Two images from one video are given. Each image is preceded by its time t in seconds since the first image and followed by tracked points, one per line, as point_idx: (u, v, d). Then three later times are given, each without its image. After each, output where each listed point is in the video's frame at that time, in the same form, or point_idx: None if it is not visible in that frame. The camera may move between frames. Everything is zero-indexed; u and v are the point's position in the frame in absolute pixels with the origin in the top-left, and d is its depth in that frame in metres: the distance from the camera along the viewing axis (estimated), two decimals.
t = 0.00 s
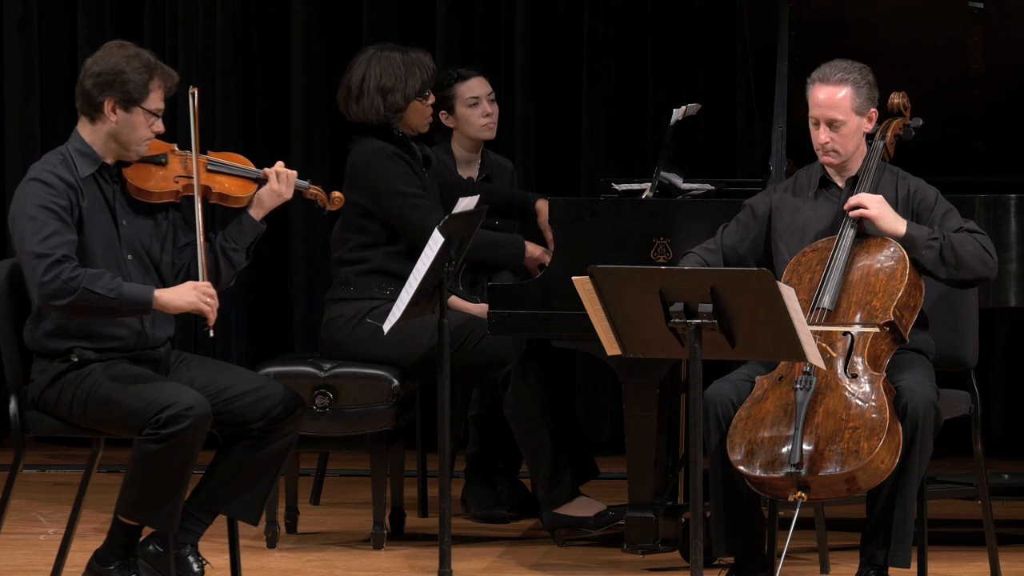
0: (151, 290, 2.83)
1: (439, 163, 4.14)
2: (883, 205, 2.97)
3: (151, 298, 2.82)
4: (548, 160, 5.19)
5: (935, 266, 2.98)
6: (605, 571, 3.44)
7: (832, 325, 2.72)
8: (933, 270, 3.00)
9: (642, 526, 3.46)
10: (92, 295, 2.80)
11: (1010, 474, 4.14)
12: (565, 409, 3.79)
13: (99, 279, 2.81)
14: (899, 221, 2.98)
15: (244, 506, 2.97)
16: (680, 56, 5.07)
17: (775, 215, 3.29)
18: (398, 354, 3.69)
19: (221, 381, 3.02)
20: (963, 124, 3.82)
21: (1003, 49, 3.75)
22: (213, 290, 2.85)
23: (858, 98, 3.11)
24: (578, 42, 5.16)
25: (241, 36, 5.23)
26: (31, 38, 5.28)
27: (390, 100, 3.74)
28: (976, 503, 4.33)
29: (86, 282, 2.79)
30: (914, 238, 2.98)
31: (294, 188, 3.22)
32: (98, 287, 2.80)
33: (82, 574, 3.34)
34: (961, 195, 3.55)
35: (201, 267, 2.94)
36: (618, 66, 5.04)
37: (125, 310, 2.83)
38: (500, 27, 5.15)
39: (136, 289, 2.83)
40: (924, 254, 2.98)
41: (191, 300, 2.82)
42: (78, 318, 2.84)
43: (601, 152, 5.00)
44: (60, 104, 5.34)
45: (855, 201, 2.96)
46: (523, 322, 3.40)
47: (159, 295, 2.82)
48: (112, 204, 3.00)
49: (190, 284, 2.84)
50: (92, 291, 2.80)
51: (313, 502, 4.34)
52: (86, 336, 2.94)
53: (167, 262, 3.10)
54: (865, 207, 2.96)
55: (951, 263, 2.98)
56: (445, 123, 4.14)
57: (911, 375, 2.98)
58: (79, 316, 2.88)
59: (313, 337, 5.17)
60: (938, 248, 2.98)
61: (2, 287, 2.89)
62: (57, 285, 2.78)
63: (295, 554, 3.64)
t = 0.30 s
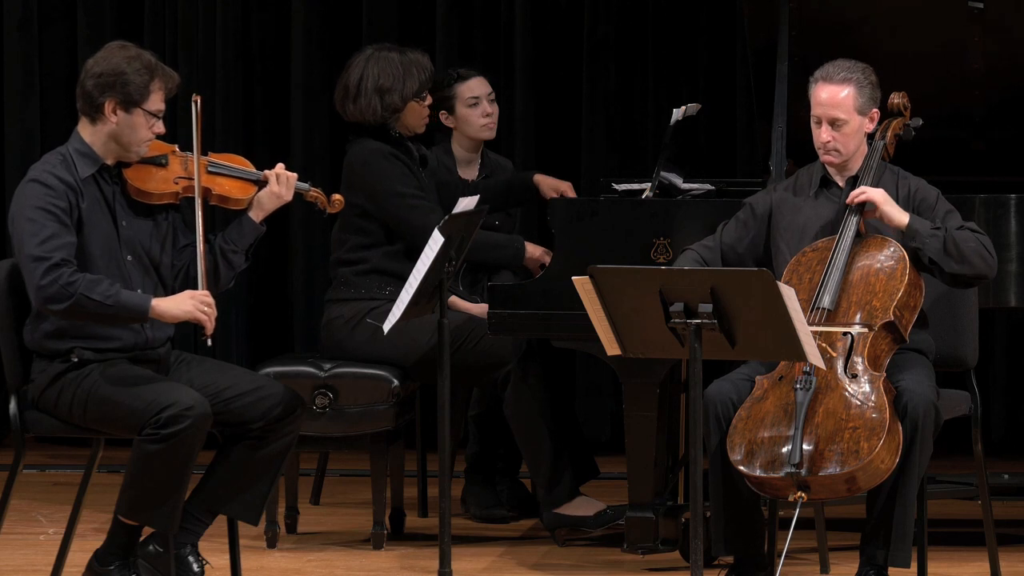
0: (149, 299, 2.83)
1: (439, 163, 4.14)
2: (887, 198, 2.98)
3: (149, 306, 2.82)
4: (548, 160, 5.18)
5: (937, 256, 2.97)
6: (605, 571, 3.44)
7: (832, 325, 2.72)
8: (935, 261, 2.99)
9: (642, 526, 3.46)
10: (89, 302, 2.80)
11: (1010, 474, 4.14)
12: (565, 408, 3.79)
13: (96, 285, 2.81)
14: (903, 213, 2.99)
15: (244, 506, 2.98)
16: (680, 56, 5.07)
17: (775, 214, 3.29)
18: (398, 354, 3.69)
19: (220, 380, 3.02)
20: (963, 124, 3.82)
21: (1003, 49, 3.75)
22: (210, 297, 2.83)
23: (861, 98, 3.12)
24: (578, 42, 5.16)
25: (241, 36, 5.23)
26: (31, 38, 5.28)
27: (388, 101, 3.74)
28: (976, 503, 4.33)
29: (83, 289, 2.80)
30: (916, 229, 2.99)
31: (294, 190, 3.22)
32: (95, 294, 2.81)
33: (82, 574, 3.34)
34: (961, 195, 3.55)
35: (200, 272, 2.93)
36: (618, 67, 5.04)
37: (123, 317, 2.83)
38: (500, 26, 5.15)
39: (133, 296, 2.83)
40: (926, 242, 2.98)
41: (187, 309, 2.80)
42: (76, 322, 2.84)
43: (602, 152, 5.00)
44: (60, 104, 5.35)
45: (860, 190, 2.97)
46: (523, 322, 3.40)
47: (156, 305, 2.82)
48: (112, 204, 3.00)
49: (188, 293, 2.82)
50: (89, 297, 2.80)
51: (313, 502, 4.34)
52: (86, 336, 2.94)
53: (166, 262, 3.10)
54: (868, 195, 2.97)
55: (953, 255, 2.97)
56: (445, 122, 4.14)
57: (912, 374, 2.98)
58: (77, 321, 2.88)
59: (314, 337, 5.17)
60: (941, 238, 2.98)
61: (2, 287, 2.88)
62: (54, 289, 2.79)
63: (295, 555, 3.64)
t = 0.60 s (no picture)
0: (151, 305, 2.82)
1: (438, 163, 4.13)
2: (886, 204, 2.95)
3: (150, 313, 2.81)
4: (548, 160, 5.18)
5: (936, 264, 2.98)
6: (605, 572, 3.44)
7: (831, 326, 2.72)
8: (934, 269, 2.99)
9: (642, 526, 3.46)
10: (90, 306, 2.79)
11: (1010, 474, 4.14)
12: (565, 408, 3.78)
13: (97, 290, 2.81)
14: (902, 219, 2.97)
15: (244, 506, 2.98)
16: (680, 57, 5.07)
17: (776, 213, 3.29)
18: (398, 354, 3.69)
19: (221, 380, 3.02)
20: (963, 124, 3.81)
21: (1003, 49, 3.76)
22: (212, 301, 2.82)
23: (866, 98, 3.11)
24: (578, 42, 5.16)
25: (241, 36, 5.23)
26: (31, 38, 5.28)
27: (386, 101, 3.75)
28: (976, 503, 4.33)
29: (84, 293, 2.79)
30: (915, 238, 2.98)
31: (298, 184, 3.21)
32: (96, 298, 2.80)
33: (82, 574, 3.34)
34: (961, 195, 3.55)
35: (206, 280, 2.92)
36: (618, 67, 5.04)
37: (126, 322, 2.82)
38: (500, 26, 5.15)
39: (134, 302, 2.82)
40: (925, 252, 2.98)
41: (189, 313, 2.79)
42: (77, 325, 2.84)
43: (602, 152, 5.00)
44: (60, 104, 5.35)
45: (858, 198, 2.93)
46: (523, 322, 3.40)
47: (157, 313, 2.81)
48: (113, 203, 3.00)
49: (189, 298, 2.81)
50: (89, 301, 2.80)
51: (313, 502, 4.34)
52: (87, 335, 2.94)
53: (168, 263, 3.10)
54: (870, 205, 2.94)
55: (952, 260, 2.97)
56: (445, 122, 4.14)
57: (912, 375, 2.97)
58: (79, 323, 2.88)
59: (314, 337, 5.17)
60: (939, 246, 2.97)
61: (3, 287, 2.88)
62: (55, 292, 2.79)
63: (295, 555, 3.64)
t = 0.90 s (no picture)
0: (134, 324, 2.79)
1: (439, 163, 4.12)
2: (890, 205, 2.95)
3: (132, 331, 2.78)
4: (548, 160, 5.18)
5: (941, 264, 2.98)
6: (605, 572, 3.44)
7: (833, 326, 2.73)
8: (938, 269, 2.99)
9: (642, 526, 3.46)
10: (75, 314, 2.78)
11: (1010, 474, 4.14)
12: (565, 408, 3.78)
13: (84, 300, 2.79)
14: (905, 220, 2.97)
15: (244, 506, 2.98)
16: (680, 57, 5.07)
17: (780, 215, 3.29)
18: (397, 354, 3.69)
19: (222, 381, 3.02)
20: (963, 123, 3.81)
21: (1003, 49, 3.78)
22: (196, 322, 2.77)
23: (872, 108, 3.09)
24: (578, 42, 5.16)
25: (241, 36, 5.23)
26: (31, 38, 5.28)
27: (386, 102, 3.75)
28: (976, 503, 4.33)
29: (71, 300, 2.78)
30: (921, 237, 2.99)
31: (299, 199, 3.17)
32: (82, 307, 2.78)
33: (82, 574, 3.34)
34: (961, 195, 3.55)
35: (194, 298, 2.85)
36: (618, 68, 5.04)
37: (109, 335, 2.80)
38: (500, 26, 5.15)
39: (120, 316, 2.80)
40: (930, 251, 2.99)
41: (168, 334, 2.75)
42: (62, 331, 2.83)
43: (601, 152, 5.00)
44: (60, 104, 5.35)
45: (863, 198, 2.95)
46: (523, 322, 3.40)
47: (139, 332, 2.77)
48: (113, 206, 3.00)
49: (173, 317, 2.77)
50: (75, 309, 2.78)
51: (313, 502, 4.34)
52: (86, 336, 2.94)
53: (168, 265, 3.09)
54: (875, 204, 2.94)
55: (957, 262, 2.97)
56: (445, 123, 4.14)
57: (914, 377, 2.98)
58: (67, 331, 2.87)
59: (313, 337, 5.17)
60: (945, 246, 2.99)
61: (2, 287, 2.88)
62: (44, 294, 2.78)
63: (295, 555, 3.64)
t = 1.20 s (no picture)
0: (110, 334, 2.79)
1: (439, 163, 4.11)
2: (900, 204, 2.97)
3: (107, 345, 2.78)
4: (547, 160, 5.18)
5: (945, 270, 2.98)
6: (605, 572, 3.44)
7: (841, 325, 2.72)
8: (942, 274, 2.99)
9: (642, 526, 3.46)
10: (52, 317, 2.78)
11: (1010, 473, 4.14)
12: (565, 408, 3.78)
13: (64, 304, 2.79)
14: (916, 220, 2.98)
15: (244, 506, 2.98)
16: (680, 58, 5.07)
17: (787, 213, 3.29)
18: (397, 355, 3.69)
19: (224, 381, 3.02)
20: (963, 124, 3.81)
21: (1003, 49, 3.79)
22: (169, 339, 2.78)
23: (883, 110, 3.10)
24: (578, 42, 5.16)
25: (241, 36, 5.23)
26: (31, 38, 5.28)
27: (386, 102, 3.75)
28: (976, 503, 4.32)
29: (50, 303, 2.78)
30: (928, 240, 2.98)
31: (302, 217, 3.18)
32: (60, 311, 2.78)
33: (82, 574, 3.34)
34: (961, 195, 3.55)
35: (176, 313, 2.88)
36: (618, 68, 5.04)
37: (82, 343, 2.80)
38: (500, 26, 5.15)
39: (95, 327, 2.79)
40: (936, 255, 2.98)
41: (142, 348, 2.76)
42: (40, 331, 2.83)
43: (601, 152, 5.01)
44: (60, 104, 5.35)
45: (873, 196, 2.95)
46: (523, 322, 3.40)
47: (113, 345, 2.77)
48: (116, 207, 2.99)
49: (147, 333, 2.78)
50: (53, 312, 2.78)
51: (313, 502, 4.34)
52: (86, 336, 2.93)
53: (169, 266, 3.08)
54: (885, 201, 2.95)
55: (961, 270, 2.97)
56: (445, 123, 4.14)
57: (918, 379, 2.98)
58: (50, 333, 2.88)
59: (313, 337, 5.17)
60: (951, 252, 2.98)
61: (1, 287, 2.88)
62: (27, 292, 2.79)
63: (295, 555, 3.64)
